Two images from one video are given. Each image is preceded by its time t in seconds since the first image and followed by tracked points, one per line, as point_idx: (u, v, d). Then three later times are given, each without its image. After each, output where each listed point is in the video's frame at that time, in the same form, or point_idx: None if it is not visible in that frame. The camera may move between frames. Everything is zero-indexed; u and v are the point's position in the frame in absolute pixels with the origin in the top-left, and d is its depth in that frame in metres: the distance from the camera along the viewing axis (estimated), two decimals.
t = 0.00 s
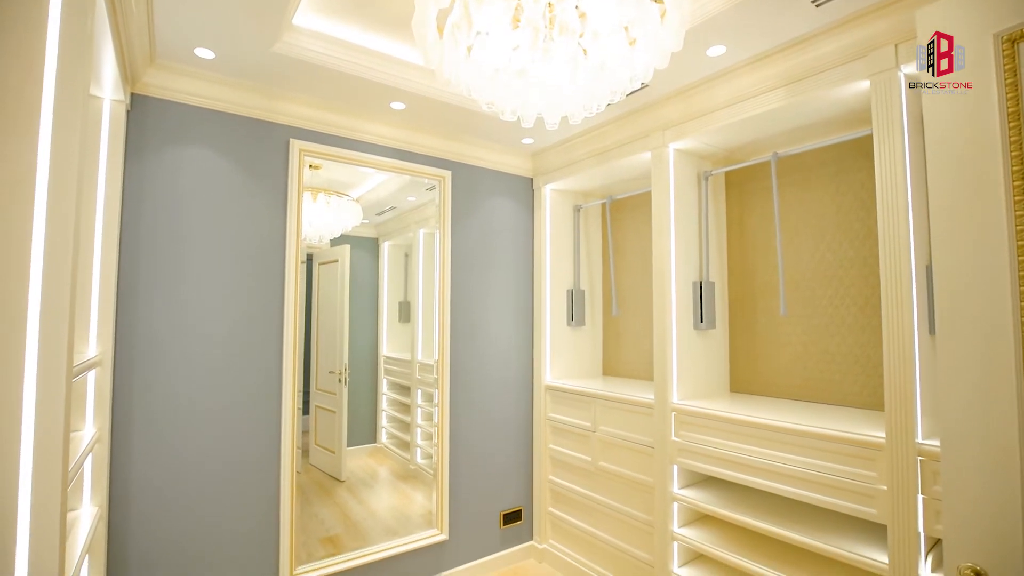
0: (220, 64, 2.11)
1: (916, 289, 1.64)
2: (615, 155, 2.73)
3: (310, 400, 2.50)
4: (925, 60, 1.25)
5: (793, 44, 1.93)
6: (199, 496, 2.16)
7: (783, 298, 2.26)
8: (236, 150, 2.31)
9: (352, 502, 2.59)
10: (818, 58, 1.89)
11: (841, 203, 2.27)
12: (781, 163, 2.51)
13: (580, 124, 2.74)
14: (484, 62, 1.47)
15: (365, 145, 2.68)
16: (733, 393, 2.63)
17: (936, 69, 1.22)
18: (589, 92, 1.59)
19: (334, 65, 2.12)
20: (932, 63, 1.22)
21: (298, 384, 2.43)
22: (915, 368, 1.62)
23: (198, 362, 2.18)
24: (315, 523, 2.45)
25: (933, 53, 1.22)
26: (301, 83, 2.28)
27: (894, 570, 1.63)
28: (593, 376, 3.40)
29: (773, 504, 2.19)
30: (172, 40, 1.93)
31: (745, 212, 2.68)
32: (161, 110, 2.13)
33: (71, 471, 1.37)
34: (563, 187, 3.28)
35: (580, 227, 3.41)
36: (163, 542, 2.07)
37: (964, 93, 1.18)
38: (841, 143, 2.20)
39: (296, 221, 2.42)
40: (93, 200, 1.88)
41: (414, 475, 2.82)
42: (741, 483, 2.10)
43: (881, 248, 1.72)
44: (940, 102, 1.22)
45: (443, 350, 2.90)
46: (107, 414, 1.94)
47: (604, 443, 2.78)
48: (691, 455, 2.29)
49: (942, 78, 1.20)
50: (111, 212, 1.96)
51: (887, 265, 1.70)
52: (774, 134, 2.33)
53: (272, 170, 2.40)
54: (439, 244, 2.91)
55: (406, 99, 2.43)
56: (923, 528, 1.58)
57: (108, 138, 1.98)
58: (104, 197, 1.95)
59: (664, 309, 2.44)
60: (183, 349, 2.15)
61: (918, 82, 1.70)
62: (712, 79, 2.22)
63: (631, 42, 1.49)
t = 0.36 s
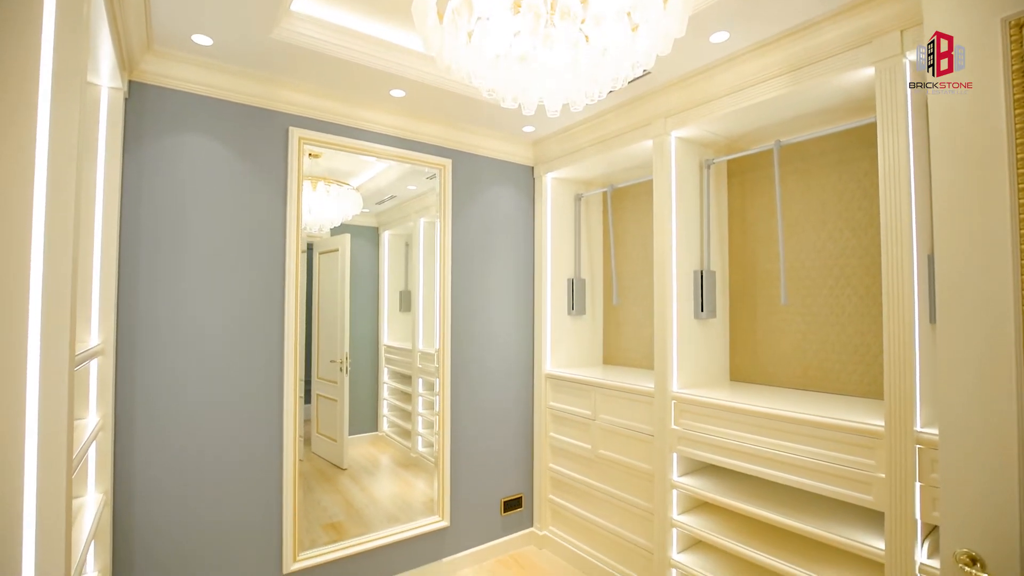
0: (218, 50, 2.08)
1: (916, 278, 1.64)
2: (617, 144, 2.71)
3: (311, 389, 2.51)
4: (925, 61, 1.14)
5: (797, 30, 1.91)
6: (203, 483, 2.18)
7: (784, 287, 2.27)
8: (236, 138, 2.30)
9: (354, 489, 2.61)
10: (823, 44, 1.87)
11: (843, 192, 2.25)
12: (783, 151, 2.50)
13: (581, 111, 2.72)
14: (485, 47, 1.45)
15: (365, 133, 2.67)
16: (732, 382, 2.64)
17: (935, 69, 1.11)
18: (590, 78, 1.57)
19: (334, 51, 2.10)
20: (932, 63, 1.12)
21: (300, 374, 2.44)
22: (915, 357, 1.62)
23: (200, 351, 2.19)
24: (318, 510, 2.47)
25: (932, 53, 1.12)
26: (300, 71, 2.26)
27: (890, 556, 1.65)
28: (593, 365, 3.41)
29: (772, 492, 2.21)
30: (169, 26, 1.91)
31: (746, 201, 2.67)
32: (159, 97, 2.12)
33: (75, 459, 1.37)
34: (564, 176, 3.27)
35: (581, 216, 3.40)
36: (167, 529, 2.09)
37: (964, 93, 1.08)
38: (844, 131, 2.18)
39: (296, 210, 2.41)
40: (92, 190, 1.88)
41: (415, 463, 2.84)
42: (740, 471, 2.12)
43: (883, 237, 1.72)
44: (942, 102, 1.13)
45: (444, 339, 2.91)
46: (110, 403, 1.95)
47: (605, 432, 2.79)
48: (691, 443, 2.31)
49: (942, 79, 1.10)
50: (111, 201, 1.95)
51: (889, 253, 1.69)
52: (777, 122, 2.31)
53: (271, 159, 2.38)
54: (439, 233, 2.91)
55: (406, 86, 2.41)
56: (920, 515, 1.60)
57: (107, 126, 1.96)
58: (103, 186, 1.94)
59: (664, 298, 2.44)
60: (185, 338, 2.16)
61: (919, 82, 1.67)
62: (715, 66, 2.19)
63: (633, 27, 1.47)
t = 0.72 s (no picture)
0: (215, 38, 2.06)
1: (917, 268, 1.64)
2: (618, 133, 2.70)
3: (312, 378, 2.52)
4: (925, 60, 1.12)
5: (800, 17, 1.89)
6: (206, 472, 2.20)
7: (784, 277, 2.27)
8: (234, 128, 2.28)
9: (355, 478, 2.63)
10: (826, 31, 1.85)
11: (845, 181, 2.24)
12: (785, 140, 2.48)
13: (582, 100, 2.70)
14: (484, 34, 1.44)
15: (364, 122, 2.65)
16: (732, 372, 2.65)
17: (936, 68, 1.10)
18: (590, 66, 1.56)
19: (332, 39, 2.08)
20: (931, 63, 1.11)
21: (300, 364, 2.44)
22: (915, 346, 1.63)
23: (200, 342, 2.20)
24: (319, 498, 2.49)
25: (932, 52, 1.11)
26: (298, 59, 2.24)
27: (887, 544, 1.66)
28: (593, 354, 3.42)
29: (770, 481, 2.22)
30: (165, 13, 1.89)
31: (747, 190, 2.66)
32: (156, 86, 2.10)
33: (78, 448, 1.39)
34: (565, 166, 3.25)
35: (581, 206, 3.39)
36: (170, 517, 2.11)
37: (964, 93, 1.07)
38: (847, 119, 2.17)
39: (295, 200, 2.40)
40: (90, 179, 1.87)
41: (416, 452, 2.86)
42: (739, 460, 2.13)
43: (884, 226, 1.71)
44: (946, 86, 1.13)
45: (444, 328, 2.91)
46: (112, 393, 1.96)
47: (604, 421, 2.81)
48: (690, 433, 2.32)
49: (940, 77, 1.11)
50: (109, 191, 1.95)
51: (890, 243, 1.69)
52: (779, 111, 2.30)
53: (270, 149, 2.37)
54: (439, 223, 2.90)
55: (405, 74, 2.38)
56: (916, 504, 1.61)
57: (103, 115, 1.95)
58: (101, 175, 1.93)
59: (664, 288, 2.44)
60: (186, 328, 2.16)
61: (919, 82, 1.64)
62: (717, 54, 2.17)
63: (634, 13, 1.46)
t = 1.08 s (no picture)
0: (213, 27, 2.04)
1: (918, 259, 1.63)
2: (618, 123, 2.68)
3: (313, 369, 2.52)
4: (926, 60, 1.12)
5: (803, 6, 1.87)
6: (208, 462, 2.21)
7: (785, 268, 2.26)
8: (232, 117, 2.27)
9: (356, 468, 2.65)
10: (829, 19, 1.83)
11: (847, 172, 2.23)
12: (787, 131, 2.47)
13: (583, 89, 2.68)
14: (484, 22, 1.42)
15: (364, 112, 2.63)
16: (732, 363, 2.65)
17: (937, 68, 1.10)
18: (592, 55, 1.55)
19: (331, 28, 2.06)
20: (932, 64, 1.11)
21: (300, 355, 2.45)
22: (915, 337, 1.63)
23: (201, 332, 2.20)
24: (321, 488, 2.51)
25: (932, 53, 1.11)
26: (296, 47, 2.22)
27: (884, 533, 1.67)
28: (593, 345, 3.43)
29: (769, 471, 2.23)
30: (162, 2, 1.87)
31: (749, 181, 2.65)
32: (153, 75, 2.08)
33: (80, 438, 1.39)
34: (566, 156, 3.24)
35: (582, 197, 3.38)
36: (174, 506, 2.13)
37: (963, 93, 1.07)
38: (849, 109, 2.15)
39: (294, 191, 2.39)
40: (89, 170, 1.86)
41: (417, 443, 2.87)
42: (738, 451, 2.14)
43: (885, 218, 1.70)
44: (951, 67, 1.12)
45: (445, 319, 2.91)
46: (113, 385, 1.96)
47: (604, 412, 2.82)
48: (690, 423, 2.33)
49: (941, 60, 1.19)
50: (108, 181, 1.94)
51: (892, 234, 1.68)
52: (782, 101, 2.28)
53: (269, 139, 2.36)
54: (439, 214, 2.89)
55: (405, 63, 2.36)
56: (914, 494, 1.62)
57: (101, 105, 1.93)
58: (99, 165, 1.92)
59: (665, 279, 2.43)
60: (186, 319, 2.16)
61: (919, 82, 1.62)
62: (719, 43, 2.15)
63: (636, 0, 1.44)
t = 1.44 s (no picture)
0: (210, 16, 2.02)
1: (920, 250, 1.63)
2: (620, 113, 2.66)
3: (314, 360, 2.53)
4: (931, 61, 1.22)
5: None
6: (210, 452, 2.23)
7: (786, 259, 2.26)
8: (231, 107, 2.25)
9: (357, 458, 2.66)
10: (834, 8, 1.81)
11: (849, 163, 2.22)
12: (789, 121, 2.45)
13: (584, 79, 2.66)
14: (484, 10, 1.41)
15: (363, 102, 2.61)
16: (732, 354, 2.66)
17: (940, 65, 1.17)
18: (594, 44, 1.54)
19: (330, 16, 2.04)
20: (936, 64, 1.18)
21: (301, 346, 2.45)
22: (915, 329, 1.63)
23: (203, 323, 2.20)
24: (323, 478, 2.53)
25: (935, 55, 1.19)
26: (295, 37, 2.20)
27: (882, 523, 1.69)
28: (594, 336, 3.43)
29: (768, 461, 2.24)
30: None
31: (750, 171, 2.63)
32: (151, 65, 2.06)
33: (84, 430, 1.40)
34: (566, 146, 3.22)
35: (583, 187, 3.36)
36: (177, 495, 2.15)
37: (963, 94, 1.07)
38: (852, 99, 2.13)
39: (294, 182, 2.38)
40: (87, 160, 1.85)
41: (418, 433, 2.89)
42: (738, 441, 2.15)
43: (888, 209, 1.70)
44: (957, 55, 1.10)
45: (445, 311, 2.91)
46: (115, 376, 1.96)
47: (604, 402, 2.83)
48: (690, 414, 2.34)
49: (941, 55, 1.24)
50: (107, 172, 1.93)
51: (894, 224, 1.68)
52: (784, 91, 2.26)
53: (268, 129, 2.34)
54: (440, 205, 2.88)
55: (404, 53, 2.34)
56: (913, 484, 1.63)
57: (99, 95, 1.92)
58: (98, 156, 1.91)
59: (665, 271, 2.43)
60: (188, 310, 2.17)
61: (918, 81, 1.62)
62: (722, 31, 2.13)
63: None
